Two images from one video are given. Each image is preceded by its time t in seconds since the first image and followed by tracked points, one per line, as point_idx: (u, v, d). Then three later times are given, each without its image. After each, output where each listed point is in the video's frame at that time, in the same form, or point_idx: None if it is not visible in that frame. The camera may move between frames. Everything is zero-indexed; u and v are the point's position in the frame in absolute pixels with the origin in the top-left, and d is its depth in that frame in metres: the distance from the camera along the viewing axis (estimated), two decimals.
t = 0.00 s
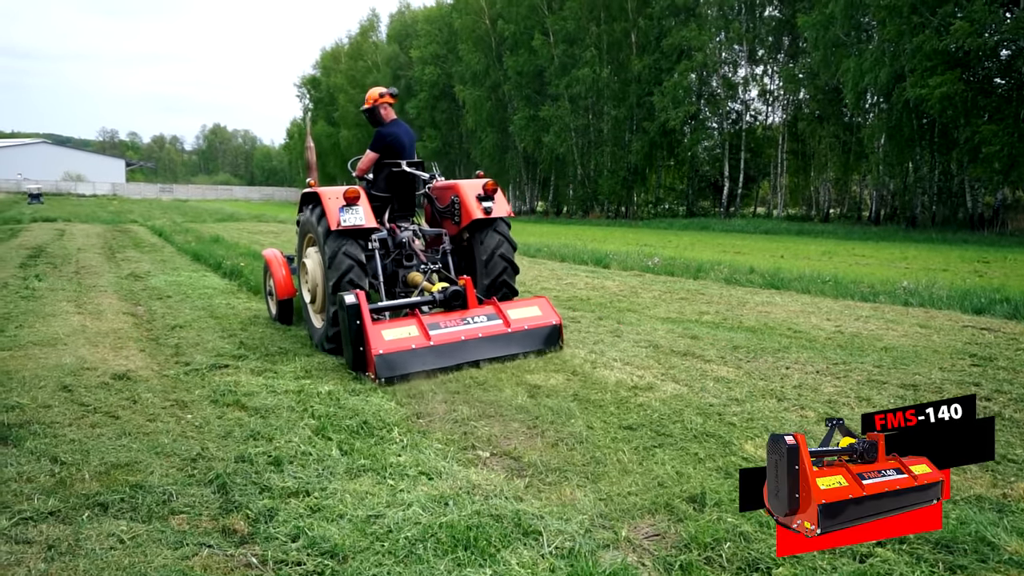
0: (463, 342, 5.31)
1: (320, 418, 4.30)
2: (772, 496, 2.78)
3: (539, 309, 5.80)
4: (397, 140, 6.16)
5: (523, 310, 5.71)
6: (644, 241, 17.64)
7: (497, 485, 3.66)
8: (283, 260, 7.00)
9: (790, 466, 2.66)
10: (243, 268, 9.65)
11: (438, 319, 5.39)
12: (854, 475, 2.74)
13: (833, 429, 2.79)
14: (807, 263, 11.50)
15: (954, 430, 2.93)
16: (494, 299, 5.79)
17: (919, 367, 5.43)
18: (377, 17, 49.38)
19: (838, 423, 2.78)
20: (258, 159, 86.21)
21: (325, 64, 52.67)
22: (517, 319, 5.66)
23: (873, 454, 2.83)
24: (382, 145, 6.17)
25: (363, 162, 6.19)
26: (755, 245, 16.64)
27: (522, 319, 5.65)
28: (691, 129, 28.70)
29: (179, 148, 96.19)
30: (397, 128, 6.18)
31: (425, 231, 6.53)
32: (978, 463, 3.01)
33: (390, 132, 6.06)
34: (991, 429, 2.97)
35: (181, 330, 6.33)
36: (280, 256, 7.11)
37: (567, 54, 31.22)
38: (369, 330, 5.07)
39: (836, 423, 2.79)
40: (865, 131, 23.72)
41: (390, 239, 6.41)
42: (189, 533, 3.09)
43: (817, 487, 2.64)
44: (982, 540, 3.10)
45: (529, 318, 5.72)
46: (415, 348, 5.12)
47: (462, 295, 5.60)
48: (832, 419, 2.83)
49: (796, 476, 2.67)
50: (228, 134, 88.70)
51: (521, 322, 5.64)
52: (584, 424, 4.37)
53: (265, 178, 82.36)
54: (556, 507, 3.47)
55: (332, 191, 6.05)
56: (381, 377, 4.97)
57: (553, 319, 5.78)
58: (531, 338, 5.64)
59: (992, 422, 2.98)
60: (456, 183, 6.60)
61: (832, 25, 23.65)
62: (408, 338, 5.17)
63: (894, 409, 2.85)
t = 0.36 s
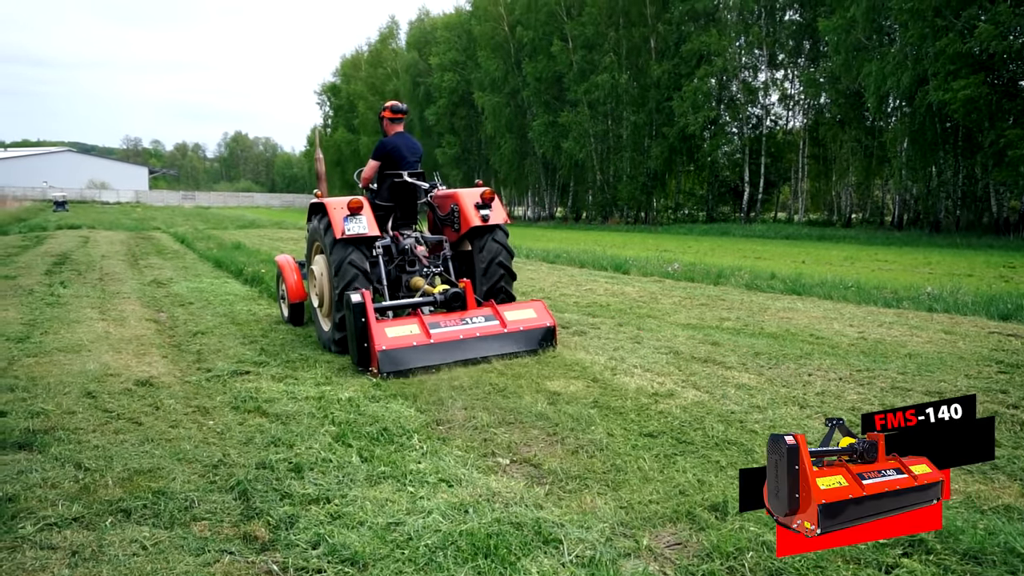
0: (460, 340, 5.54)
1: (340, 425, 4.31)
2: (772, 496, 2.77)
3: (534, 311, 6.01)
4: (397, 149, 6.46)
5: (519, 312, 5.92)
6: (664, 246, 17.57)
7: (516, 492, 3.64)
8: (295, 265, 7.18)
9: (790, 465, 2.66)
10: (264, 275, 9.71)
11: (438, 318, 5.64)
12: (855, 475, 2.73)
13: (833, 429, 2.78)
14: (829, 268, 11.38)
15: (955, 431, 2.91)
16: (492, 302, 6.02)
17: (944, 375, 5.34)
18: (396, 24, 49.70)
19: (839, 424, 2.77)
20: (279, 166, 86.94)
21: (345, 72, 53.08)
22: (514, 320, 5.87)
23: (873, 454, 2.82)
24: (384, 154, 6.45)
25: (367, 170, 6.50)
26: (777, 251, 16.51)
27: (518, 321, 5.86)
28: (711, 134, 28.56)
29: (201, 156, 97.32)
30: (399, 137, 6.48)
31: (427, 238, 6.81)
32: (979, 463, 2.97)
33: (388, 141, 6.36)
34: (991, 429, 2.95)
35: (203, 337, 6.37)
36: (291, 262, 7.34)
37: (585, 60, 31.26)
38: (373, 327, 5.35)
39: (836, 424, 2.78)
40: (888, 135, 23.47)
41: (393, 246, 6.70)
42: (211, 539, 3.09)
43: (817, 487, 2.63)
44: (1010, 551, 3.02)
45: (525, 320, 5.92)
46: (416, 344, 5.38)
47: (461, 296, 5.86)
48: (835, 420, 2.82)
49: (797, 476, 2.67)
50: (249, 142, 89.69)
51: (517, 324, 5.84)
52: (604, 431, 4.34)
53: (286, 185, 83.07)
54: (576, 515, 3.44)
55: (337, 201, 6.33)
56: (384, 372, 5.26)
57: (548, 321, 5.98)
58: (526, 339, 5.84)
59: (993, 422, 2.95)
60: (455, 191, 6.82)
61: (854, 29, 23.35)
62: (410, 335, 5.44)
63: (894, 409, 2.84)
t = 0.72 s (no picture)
0: (458, 337, 5.80)
1: (357, 428, 4.32)
2: (772, 496, 2.76)
3: (530, 309, 6.24)
4: (401, 154, 6.78)
5: (515, 310, 6.16)
6: (682, 251, 17.53)
7: (534, 497, 3.62)
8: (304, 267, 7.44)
9: (790, 465, 2.65)
10: (282, 278, 9.78)
11: (438, 316, 5.90)
12: (855, 475, 2.72)
13: (832, 430, 2.78)
14: (850, 273, 11.27)
15: (954, 430, 2.88)
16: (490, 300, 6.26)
17: (967, 381, 5.26)
18: (414, 29, 49.95)
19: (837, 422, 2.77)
20: (298, 171, 87.64)
21: (363, 77, 53.39)
22: (510, 318, 6.11)
23: (873, 454, 2.81)
24: (387, 160, 6.74)
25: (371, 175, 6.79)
26: (796, 255, 16.37)
27: (514, 319, 6.10)
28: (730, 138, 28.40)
29: (221, 160, 98.41)
30: (406, 144, 6.82)
31: (429, 240, 7.10)
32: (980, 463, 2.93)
33: (392, 146, 6.69)
34: (992, 430, 2.91)
35: (223, 339, 6.42)
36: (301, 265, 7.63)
37: (603, 64, 31.24)
38: (376, 322, 5.62)
39: (835, 421, 2.77)
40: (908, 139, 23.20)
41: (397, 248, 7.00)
42: (229, 542, 3.10)
43: (817, 487, 2.62)
44: None
45: (520, 318, 6.16)
46: (416, 340, 5.65)
47: (459, 295, 6.13)
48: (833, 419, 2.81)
49: (797, 475, 2.65)
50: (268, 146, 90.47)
51: (513, 322, 6.08)
52: (621, 436, 4.31)
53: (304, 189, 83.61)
54: (593, 521, 3.41)
55: (343, 207, 6.64)
56: (385, 365, 5.52)
57: (543, 319, 6.20)
58: (522, 335, 6.06)
59: (993, 422, 2.91)
60: (455, 196, 7.08)
61: (874, 32, 23.10)
62: (411, 331, 5.70)
63: (894, 409, 2.84)
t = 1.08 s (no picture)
0: (455, 334, 6.08)
1: (373, 433, 4.31)
2: (772, 496, 2.73)
3: (524, 308, 6.51)
4: (404, 162, 7.02)
5: (510, 309, 6.44)
6: (699, 255, 17.45)
7: (550, 504, 3.59)
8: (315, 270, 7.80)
9: (790, 466, 2.62)
10: (298, 283, 9.83)
11: (437, 314, 6.20)
12: (854, 475, 2.70)
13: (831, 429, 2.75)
14: (868, 277, 11.18)
15: (954, 431, 2.81)
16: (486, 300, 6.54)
17: (989, 387, 5.17)
18: (430, 34, 50.13)
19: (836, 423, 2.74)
20: (314, 175, 88.08)
21: (379, 82, 53.68)
22: (505, 316, 6.38)
23: (873, 454, 2.79)
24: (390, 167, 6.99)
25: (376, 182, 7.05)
26: (813, 260, 16.26)
27: (509, 316, 6.37)
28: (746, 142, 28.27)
29: (238, 165, 99.16)
30: (410, 152, 7.05)
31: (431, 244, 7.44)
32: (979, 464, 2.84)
33: (394, 154, 6.92)
34: (992, 429, 2.82)
35: (240, 344, 6.45)
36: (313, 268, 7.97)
37: (619, 68, 31.22)
38: (377, 320, 5.93)
39: (834, 422, 2.74)
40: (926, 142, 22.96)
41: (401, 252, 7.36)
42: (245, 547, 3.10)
43: (817, 487, 2.60)
44: None
45: (515, 316, 6.44)
46: (415, 336, 5.95)
47: (457, 295, 6.42)
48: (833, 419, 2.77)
49: (796, 477, 2.63)
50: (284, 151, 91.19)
51: (508, 320, 6.35)
52: (638, 442, 4.28)
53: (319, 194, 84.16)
54: (609, 528, 3.38)
55: (348, 212, 7.01)
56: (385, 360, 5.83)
57: (537, 317, 6.48)
58: (516, 332, 6.34)
59: (993, 422, 2.82)
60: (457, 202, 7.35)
61: (892, 35, 22.88)
62: (410, 329, 6.01)
63: (893, 409, 2.80)
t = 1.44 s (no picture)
0: (452, 337, 6.32)
1: (386, 441, 4.31)
2: (772, 496, 2.76)
3: (518, 311, 6.79)
4: (402, 173, 7.32)
5: (505, 312, 6.70)
6: (712, 262, 17.38)
7: (563, 512, 3.57)
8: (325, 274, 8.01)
9: (790, 465, 2.65)
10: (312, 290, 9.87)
11: (434, 318, 6.43)
12: (854, 475, 2.74)
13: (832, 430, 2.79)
14: (883, 284, 11.12)
15: (955, 431, 2.89)
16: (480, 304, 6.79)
17: (1007, 396, 5.11)
18: (443, 41, 50.34)
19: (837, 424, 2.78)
20: (328, 182, 88.55)
21: (392, 89, 53.92)
22: (499, 319, 6.65)
23: (873, 454, 2.84)
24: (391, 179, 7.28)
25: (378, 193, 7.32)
26: (826, 267, 16.17)
27: (503, 319, 6.63)
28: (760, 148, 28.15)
29: (253, 172, 99.87)
30: (407, 163, 7.36)
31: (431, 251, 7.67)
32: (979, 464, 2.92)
33: (392, 166, 7.24)
34: (992, 430, 2.90)
35: (254, 351, 6.47)
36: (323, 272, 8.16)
37: (632, 74, 31.25)
38: (377, 324, 6.14)
39: (835, 422, 2.78)
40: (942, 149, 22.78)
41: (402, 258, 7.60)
42: (259, 554, 3.09)
43: (817, 487, 2.63)
44: None
45: (509, 319, 6.71)
46: (414, 340, 6.18)
47: (453, 299, 6.69)
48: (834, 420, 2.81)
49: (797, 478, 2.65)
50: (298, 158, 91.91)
51: (502, 322, 6.62)
52: (652, 450, 4.26)
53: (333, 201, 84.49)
54: (623, 536, 3.36)
55: (351, 221, 7.27)
56: (384, 361, 6.05)
57: (530, 320, 6.75)
58: (511, 334, 6.60)
59: (992, 423, 2.91)
60: (456, 211, 7.59)
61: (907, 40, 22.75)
62: (409, 332, 6.23)
63: (893, 409, 2.87)
